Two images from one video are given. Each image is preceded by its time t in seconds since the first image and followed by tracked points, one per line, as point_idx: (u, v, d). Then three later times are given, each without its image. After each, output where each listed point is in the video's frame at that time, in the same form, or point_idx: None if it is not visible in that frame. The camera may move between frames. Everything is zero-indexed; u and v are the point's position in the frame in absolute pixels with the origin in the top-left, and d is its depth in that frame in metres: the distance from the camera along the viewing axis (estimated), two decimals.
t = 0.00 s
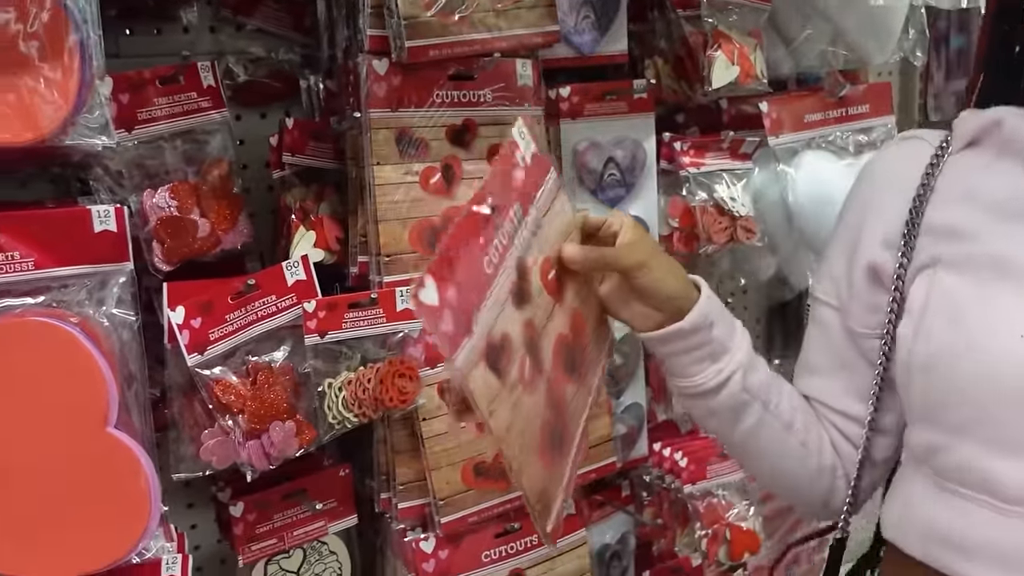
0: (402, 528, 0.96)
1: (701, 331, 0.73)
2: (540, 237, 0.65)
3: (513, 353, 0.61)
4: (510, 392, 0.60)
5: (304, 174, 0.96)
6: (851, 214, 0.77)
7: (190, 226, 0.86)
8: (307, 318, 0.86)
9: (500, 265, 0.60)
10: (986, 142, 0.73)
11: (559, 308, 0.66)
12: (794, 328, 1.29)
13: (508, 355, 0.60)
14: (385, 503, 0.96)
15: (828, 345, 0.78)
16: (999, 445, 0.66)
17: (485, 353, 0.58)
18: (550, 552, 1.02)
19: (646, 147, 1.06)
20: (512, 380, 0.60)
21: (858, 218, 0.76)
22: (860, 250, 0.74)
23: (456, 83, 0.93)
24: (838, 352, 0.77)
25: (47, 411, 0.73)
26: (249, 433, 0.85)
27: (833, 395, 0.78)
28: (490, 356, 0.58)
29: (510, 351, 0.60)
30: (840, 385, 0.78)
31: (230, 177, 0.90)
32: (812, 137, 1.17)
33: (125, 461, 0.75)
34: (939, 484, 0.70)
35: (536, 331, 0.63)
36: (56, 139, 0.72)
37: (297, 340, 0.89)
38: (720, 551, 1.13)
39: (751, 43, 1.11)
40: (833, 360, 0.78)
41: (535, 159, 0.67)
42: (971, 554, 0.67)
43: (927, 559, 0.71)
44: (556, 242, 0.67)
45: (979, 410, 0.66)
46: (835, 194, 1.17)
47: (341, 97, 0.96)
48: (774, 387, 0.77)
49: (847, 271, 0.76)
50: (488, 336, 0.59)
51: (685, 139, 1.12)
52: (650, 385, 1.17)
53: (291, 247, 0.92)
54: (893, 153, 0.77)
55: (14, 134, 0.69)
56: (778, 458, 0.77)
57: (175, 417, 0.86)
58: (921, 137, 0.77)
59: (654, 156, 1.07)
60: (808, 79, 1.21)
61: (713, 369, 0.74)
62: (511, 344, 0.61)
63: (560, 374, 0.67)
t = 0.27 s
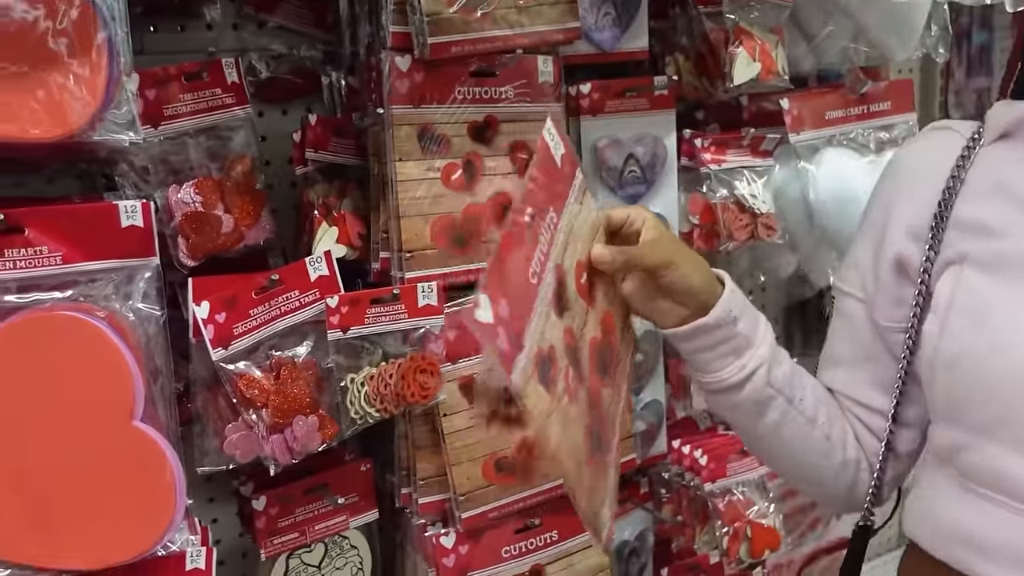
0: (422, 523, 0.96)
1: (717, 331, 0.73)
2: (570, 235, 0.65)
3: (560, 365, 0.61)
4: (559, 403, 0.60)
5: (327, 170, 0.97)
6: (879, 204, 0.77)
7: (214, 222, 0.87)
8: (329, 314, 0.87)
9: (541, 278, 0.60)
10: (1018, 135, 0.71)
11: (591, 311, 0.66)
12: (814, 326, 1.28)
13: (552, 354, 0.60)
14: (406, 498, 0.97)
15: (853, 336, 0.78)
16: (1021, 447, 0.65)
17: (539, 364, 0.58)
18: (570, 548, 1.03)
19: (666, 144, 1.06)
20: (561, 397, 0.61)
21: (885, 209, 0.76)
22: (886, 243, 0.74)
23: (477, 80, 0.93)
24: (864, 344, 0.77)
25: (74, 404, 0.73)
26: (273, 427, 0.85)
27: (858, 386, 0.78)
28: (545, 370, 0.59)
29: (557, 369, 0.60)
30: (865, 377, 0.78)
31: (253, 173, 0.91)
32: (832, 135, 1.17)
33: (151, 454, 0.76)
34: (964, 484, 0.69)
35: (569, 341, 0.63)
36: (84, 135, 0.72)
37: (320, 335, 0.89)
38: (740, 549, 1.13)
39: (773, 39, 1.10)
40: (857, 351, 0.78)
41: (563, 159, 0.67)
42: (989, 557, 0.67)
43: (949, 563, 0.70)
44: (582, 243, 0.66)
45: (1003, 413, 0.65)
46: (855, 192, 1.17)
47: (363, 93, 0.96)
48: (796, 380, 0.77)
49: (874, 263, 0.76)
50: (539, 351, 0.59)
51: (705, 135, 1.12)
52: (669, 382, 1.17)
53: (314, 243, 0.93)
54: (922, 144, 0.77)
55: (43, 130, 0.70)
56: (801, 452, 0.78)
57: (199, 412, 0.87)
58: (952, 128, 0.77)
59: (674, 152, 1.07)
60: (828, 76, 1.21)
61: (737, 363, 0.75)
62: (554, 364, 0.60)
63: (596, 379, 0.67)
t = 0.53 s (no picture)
0: (437, 517, 0.97)
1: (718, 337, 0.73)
2: (557, 241, 0.66)
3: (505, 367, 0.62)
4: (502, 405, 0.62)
5: (345, 165, 0.97)
6: (889, 199, 0.77)
7: (233, 216, 0.88)
8: (347, 307, 0.87)
9: (494, 278, 0.61)
10: None
11: (571, 308, 0.67)
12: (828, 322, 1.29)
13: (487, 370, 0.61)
14: (421, 493, 0.97)
15: (862, 334, 0.78)
16: None
17: (467, 363, 0.60)
18: (583, 543, 1.03)
19: (683, 140, 1.06)
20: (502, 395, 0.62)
21: (896, 204, 0.76)
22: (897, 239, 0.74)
23: (495, 75, 0.93)
24: (875, 341, 0.77)
25: (94, 396, 0.74)
26: (290, 420, 0.86)
27: (867, 384, 0.78)
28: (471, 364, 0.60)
29: (498, 369, 0.62)
30: (874, 375, 0.78)
31: (271, 168, 0.91)
32: (850, 132, 1.16)
33: (170, 445, 0.76)
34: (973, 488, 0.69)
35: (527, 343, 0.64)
36: (106, 128, 0.73)
37: (336, 329, 0.89)
38: (754, 547, 1.12)
39: (791, 36, 1.10)
40: (866, 349, 0.78)
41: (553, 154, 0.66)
42: (999, 560, 0.67)
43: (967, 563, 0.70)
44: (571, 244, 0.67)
45: (1015, 415, 0.65)
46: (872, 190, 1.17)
47: (382, 88, 0.96)
48: (805, 379, 0.77)
49: (885, 259, 0.76)
50: (472, 352, 0.60)
51: (722, 132, 1.12)
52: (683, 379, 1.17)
53: (331, 237, 0.93)
54: (934, 137, 0.76)
55: (67, 123, 0.71)
56: (809, 453, 0.77)
57: (217, 404, 0.88)
58: (966, 121, 0.77)
59: (691, 149, 1.07)
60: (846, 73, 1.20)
61: (743, 364, 0.75)
62: (496, 370, 0.62)
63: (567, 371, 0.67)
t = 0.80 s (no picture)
0: (442, 513, 0.97)
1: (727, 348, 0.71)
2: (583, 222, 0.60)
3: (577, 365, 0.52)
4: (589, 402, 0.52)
5: (352, 162, 0.98)
6: (890, 197, 0.77)
7: (241, 212, 0.88)
8: (353, 304, 0.87)
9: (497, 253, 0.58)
10: None
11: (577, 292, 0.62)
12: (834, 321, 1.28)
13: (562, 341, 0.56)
14: (426, 489, 0.98)
15: (862, 332, 0.78)
16: None
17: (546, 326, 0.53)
18: (588, 539, 1.03)
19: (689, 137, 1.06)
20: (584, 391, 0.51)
21: (898, 201, 0.76)
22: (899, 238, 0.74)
23: (501, 73, 0.93)
24: (876, 339, 0.77)
25: (100, 391, 0.74)
26: (296, 415, 0.86)
27: (866, 384, 0.78)
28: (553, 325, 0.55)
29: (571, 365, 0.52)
30: (873, 374, 0.78)
31: (279, 165, 0.91)
32: (857, 130, 1.16)
33: (177, 439, 0.77)
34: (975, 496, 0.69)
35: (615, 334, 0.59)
36: (115, 124, 0.73)
37: (343, 326, 0.90)
38: (759, 544, 1.13)
39: (798, 34, 1.10)
40: (867, 348, 0.78)
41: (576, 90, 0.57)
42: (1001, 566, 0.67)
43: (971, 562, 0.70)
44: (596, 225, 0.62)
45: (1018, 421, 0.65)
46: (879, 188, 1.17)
47: (388, 86, 0.97)
48: (802, 371, 0.76)
49: (888, 258, 0.76)
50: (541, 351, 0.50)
51: (729, 130, 1.11)
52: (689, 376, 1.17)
53: (337, 234, 0.94)
54: (937, 131, 0.76)
55: (76, 120, 0.71)
56: (808, 442, 0.77)
57: (224, 399, 0.88)
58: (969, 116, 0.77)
59: (697, 146, 1.07)
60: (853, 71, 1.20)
61: (745, 346, 0.73)
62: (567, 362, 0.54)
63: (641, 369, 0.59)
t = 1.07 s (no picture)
0: (449, 508, 0.97)
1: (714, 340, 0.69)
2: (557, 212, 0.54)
3: (557, 317, 0.46)
4: (565, 361, 0.45)
5: (360, 157, 0.98)
6: (898, 196, 0.76)
7: (249, 207, 0.88)
8: (361, 299, 0.88)
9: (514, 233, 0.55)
10: None
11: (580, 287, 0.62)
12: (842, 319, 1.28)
13: (565, 281, 0.50)
14: (432, 483, 0.98)
15: (871, 333, 0.77)
16: None
17: (544, 253, 0.48)
18: (595, 535, 1.03)
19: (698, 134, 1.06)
20: (564, 344, 0.45)
21: (907, 201, 0.75)
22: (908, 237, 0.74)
23: (509, 68, 0.93)
24: (886, 340, 0.76)
25: (109, 384, 0.75)
26: (304, 409, 0.86)
27: (874, 384, 0.78)
28: (552, 257, 0.49)
29: (555, 309, 0.46)
30: (881, 375, 0.78)
31: (287, 159, 0.91)
32: (867, 126, 1.16)
33: (185, 433, 0.77)
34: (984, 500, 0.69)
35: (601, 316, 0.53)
36: (124, 118, 0.73)
37: (351, 320, 0.90)
38: (765, 540, 1.13)
39: (807, 29, 1.09)
40: (875, 348, 0.77)
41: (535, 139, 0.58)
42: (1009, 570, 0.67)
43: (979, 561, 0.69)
44: (575, 224, 0.58)
45: None
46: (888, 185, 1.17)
47: (396, 81, 0.97)
48: (807, 374, 0.76)
49: (896, 257, 0.75)
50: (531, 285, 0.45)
51: (738, 126, 1.11)
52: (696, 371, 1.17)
53: (345, 228, 0.94)
54: (943, 130, 0.76)
55: (85, 114, 0.71)
56: (812, 446, 0.77)
57: (231, 393, 0.88)
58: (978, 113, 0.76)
59: (706, 142, 1.07)
60: (863, 67, 1.19)
61: (744, 354, 0.73)
62: (558, 301, 0.47)
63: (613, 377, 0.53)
